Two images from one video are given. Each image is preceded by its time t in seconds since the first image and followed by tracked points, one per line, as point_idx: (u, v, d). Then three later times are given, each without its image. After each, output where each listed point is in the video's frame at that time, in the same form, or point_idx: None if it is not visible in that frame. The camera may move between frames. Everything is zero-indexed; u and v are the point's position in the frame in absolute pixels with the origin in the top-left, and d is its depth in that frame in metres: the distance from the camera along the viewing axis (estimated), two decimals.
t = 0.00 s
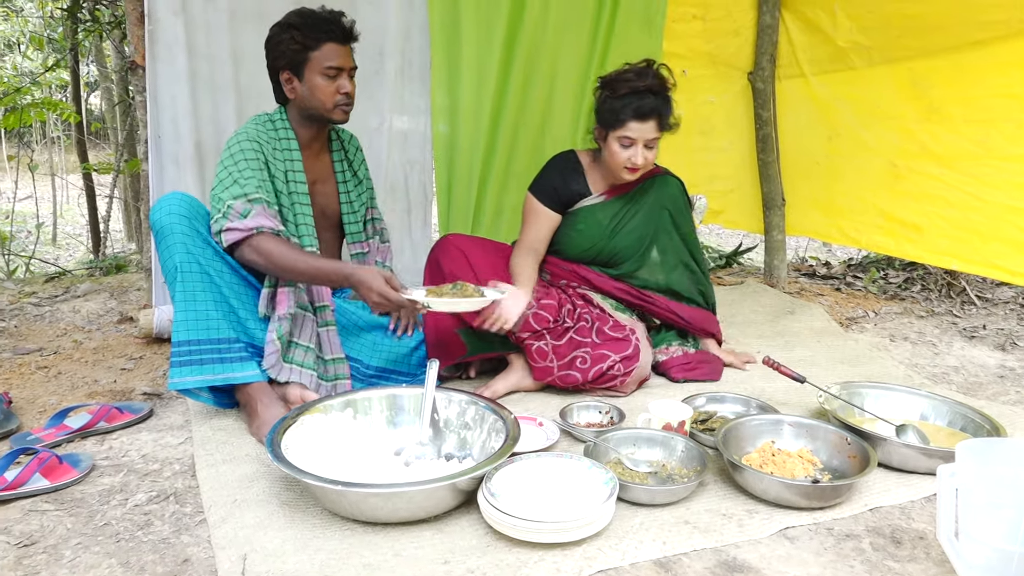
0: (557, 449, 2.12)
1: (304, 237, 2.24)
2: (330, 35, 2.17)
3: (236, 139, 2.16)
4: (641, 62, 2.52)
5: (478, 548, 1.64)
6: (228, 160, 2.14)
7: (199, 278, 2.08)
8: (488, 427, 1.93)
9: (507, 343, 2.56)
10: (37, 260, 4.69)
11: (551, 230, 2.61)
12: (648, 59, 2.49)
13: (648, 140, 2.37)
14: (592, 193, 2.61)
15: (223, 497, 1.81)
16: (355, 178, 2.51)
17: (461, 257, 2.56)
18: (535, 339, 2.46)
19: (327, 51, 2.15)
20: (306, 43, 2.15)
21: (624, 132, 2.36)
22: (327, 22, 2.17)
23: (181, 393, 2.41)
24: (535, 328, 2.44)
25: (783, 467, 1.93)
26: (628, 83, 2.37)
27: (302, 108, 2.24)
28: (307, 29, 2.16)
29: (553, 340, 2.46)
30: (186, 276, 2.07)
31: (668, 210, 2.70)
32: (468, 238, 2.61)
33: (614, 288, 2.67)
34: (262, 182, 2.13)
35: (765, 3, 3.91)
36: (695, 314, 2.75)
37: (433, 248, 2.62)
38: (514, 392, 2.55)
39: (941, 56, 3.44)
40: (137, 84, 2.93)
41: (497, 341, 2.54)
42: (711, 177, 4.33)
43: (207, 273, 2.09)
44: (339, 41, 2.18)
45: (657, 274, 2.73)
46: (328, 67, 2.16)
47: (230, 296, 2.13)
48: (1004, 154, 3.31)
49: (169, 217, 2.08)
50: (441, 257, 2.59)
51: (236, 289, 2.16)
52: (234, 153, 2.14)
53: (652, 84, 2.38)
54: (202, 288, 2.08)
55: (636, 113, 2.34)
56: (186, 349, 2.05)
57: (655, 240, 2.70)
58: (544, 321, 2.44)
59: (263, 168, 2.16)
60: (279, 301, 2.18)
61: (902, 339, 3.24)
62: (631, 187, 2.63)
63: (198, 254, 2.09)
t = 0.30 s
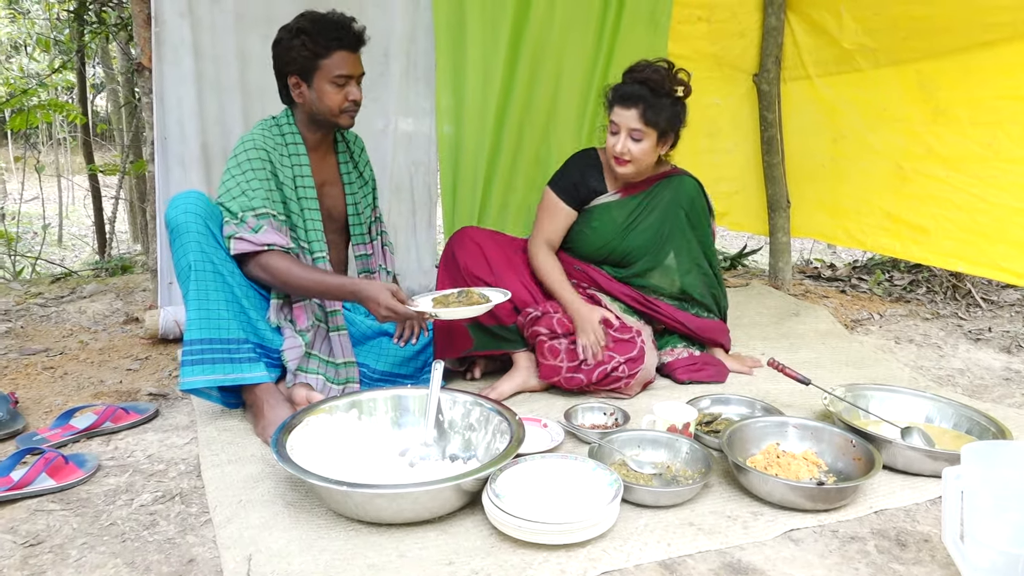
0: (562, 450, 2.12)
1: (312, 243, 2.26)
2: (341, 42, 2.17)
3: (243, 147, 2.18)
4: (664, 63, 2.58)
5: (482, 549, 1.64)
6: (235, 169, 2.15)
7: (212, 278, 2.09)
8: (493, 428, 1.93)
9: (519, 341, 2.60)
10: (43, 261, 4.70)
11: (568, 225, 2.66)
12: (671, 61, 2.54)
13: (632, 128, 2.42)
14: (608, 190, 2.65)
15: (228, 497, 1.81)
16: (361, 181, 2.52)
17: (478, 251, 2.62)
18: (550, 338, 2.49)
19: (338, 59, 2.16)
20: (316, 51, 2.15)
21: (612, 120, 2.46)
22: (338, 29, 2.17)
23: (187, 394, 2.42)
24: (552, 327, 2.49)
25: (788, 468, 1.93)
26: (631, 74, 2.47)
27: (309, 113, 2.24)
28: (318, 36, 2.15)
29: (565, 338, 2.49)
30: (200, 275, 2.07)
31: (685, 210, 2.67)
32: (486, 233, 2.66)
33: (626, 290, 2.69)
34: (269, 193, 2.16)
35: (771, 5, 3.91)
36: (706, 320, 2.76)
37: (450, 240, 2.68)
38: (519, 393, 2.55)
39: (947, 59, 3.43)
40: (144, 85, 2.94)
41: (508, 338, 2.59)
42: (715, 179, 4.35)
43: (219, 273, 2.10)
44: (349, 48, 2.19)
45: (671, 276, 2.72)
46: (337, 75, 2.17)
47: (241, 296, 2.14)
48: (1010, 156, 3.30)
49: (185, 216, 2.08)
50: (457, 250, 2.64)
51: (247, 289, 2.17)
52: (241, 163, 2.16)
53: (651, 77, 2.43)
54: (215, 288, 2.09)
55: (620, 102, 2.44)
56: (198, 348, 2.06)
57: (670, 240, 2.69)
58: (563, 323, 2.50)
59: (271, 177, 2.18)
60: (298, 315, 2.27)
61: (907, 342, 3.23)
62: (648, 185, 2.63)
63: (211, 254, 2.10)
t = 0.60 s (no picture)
0: (566, 451, 2.12)
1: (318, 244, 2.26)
2: (343, 51, 2.15)
3: (248, 148, 2.19)
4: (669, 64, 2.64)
5: (486, 550, 1.64)
6: (240, 170, 2.17)
7: (219, 278, 2.10)
8: (497, 429, 1.93)
9: (520, 344, 2.59)
10: (49, 261, 4.72)
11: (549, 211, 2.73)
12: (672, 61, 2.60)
13: (625, 119, 2.46)
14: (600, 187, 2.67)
15: (233, 497, 1.82)
16: (366, 182, 2.52)
17: (474, 257, 2.63)
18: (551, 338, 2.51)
19: (338, 67, 2.15)
20: (317, 57, 2.14)
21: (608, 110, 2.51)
22: (342, 37, 2.15)
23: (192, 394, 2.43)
24: (551, 327, 2.50)
25: (793, 471, 1.92)
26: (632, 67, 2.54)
27: (308, 115, 2.25)
28: (322, 42, 2.14)
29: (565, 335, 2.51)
30: (206, 275, 2.08)
31: (678, 212, 2.68)
32: (481, 238, 2.67)
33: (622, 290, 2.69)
34: (273, 195, 2.17)
35: (776, 7, 3.90)
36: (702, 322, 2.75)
37: (447, 247, 2.68)
38: (523, 395, 2.55)
39: (952, 61, 3.43)
40: (149, 87, 2.96)
41: (509, 340, 2.59)
42: (720, 180, 4.34)
43: (225, 273, 2.11)
44: (351, 57, 2.17)
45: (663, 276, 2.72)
46: (336, 83, 2.16)
47: (247, 296, 2.15)
48: (1015, 158, 3.29)
49: (191, 216, 2.09)
50: (454, 255, 2.65)
51: (251, 290, 2.18)
52: (245, 165, 2.17)
53: (649, 71, 2.49)
54: (222, 288, 2.10)
55: (617, 93, 2.50)
56: (204, 348, 2.06)
57: (663, 241, 2.70)
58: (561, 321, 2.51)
59: (275, 178, 2.19)
60: (302, 320, 2.29)
61: (912, 344, 3.22)
62: (641, 184, 2.65)
63: (217, 253, 2.10)
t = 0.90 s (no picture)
0: (571, 453, 2.12)
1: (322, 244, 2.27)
2: (350, 54, 2.15)
3: (253, 147, 2.20)
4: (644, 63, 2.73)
5: (492, 551, 1.64)
6: (245, 168, 2.18)
7: (222, 279, 2.10)
8: (502, 430, 1.93)
9: (515, 344, 2.58)
10: (57, 262, 4.74)
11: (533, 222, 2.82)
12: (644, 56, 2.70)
13: (594, 107, 2.55)
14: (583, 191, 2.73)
15: (239, 498, 1.82)
16: (371, 185, 2.52)
17: (466, 264, 2.62)
18: (543, 335, 2.49)
19: (345, 70, 2.15)
20: (324, 58, 2.14)
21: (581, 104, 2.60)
22: (350, 40, 2.15)
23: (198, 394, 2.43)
24: (542, 324, 2.49)
25: (799, 472, 1.92)
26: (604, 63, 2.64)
27: (314, 116, 2.26)
28: (329, 45, 2.14)
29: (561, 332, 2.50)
30: (209, 276, 2.09)
31: (663, 209, 2.71)
32: (472, 246, 2.66)
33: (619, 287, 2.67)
34: (276, 193, 2.18)
35: (782, 7, 3.90)
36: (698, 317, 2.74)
37: (439, 257, 2.67)
38: (528, 395, 2.55)
39: (959, 62, 3.42)
40: (156, 88, 2.97)
41: (507, 342, 2.57)
42: (725, 181, 4.32)
43: (229, 274, 2.11)
44: (358, 60, 2.17)
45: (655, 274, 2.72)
46: (342, 86, 2.17)
47: (252, 297, 2.15)
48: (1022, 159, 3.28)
49: (194, 218, 2.10)
50: (446, 265, 2.64)
51: (255, 290, 2.18)
52: (250, 163, 2.18)
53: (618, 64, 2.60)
54: (226, 289, 2.10)
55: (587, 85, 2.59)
56: (209, 350, 2.07)
57: (651, 239, 2.71)
58: (551, 316, 2.50)
59: (280, 177, 2.20)
60: (308, 320, 2.28)
61: (919, 345, 3.20)
62: (624, 184, 2.69)
63: (221, 255, 2.11)
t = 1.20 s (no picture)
0: (580, 454, 2.11)
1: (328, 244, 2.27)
2: (360, 56, 2.14)
3: (261, 146, 2.20)
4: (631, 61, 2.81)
5: (501, 553, 1.63)
6: (252, 167, 2.18)
7: (229, 280, 2.10)
8: (511, 431, 1.93)
9: (521, 345, 2.58)
10: (67, 263, 4.77)
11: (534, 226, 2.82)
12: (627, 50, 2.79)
13: (575, 95, 2.64)
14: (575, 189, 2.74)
15: (248, 499, 1.82)
16: (379, 187, 2.51)
17: (469, 268, 2.63)
18: (549, 336, 2.48)
19: (355, 72, 2.15)
20: (334, 59, 2.14)
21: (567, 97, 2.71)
22: (360, 42, 2.14)
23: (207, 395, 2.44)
24: (548, 326, 2.47)
25: (809, 475, 1.90)
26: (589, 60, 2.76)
27: (323, 117, 2.26)
28: (340, 46, 2.14)
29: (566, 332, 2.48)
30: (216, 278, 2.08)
31: (657, 200, 2.70)
32: (475, 250, 2.68)
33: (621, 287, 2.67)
34: (283, 191, 2.18)
35: (792, 7, 3.88)
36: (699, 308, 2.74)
37: (442, 263, 2.70)
38: (536, 397, 2.55)
39: (970, 62, 3.39)
40: (165, 89, 2.97)
41: (512, 344, 2.58)
42: (733, 181, 4.31)
43: (236, 275, 2.11)
44: (368, 62, 2.15)
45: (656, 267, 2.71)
46: (351, 87, 2.17)
47: (258, 298, 2.15)
48: None
49: (200, 219, 2.10)
50: (450, 271, 2.66)
51: (262, 291, 2.18)
52: (258, 162, 2.18)
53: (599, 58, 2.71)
54: (232, 290, 2.10)
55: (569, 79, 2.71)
56: (216, 351, 2.07)
57: (648, 232, 2.70)
58: (557, 318, 2.48)
59: (287, 176, 2.20)
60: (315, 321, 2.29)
61: (930, 347, 3.18)
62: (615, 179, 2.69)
63: (226, 256, 2.11)
